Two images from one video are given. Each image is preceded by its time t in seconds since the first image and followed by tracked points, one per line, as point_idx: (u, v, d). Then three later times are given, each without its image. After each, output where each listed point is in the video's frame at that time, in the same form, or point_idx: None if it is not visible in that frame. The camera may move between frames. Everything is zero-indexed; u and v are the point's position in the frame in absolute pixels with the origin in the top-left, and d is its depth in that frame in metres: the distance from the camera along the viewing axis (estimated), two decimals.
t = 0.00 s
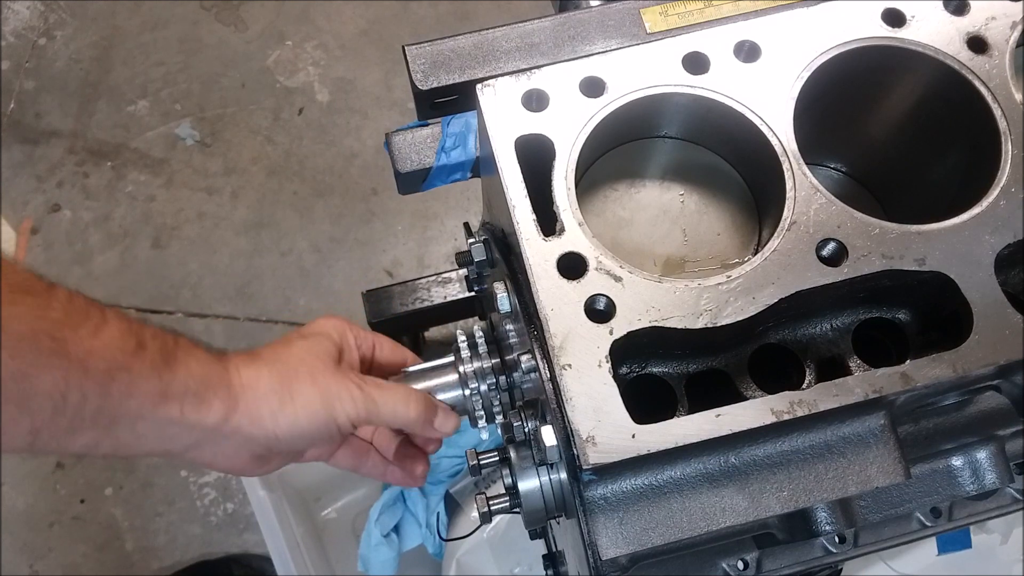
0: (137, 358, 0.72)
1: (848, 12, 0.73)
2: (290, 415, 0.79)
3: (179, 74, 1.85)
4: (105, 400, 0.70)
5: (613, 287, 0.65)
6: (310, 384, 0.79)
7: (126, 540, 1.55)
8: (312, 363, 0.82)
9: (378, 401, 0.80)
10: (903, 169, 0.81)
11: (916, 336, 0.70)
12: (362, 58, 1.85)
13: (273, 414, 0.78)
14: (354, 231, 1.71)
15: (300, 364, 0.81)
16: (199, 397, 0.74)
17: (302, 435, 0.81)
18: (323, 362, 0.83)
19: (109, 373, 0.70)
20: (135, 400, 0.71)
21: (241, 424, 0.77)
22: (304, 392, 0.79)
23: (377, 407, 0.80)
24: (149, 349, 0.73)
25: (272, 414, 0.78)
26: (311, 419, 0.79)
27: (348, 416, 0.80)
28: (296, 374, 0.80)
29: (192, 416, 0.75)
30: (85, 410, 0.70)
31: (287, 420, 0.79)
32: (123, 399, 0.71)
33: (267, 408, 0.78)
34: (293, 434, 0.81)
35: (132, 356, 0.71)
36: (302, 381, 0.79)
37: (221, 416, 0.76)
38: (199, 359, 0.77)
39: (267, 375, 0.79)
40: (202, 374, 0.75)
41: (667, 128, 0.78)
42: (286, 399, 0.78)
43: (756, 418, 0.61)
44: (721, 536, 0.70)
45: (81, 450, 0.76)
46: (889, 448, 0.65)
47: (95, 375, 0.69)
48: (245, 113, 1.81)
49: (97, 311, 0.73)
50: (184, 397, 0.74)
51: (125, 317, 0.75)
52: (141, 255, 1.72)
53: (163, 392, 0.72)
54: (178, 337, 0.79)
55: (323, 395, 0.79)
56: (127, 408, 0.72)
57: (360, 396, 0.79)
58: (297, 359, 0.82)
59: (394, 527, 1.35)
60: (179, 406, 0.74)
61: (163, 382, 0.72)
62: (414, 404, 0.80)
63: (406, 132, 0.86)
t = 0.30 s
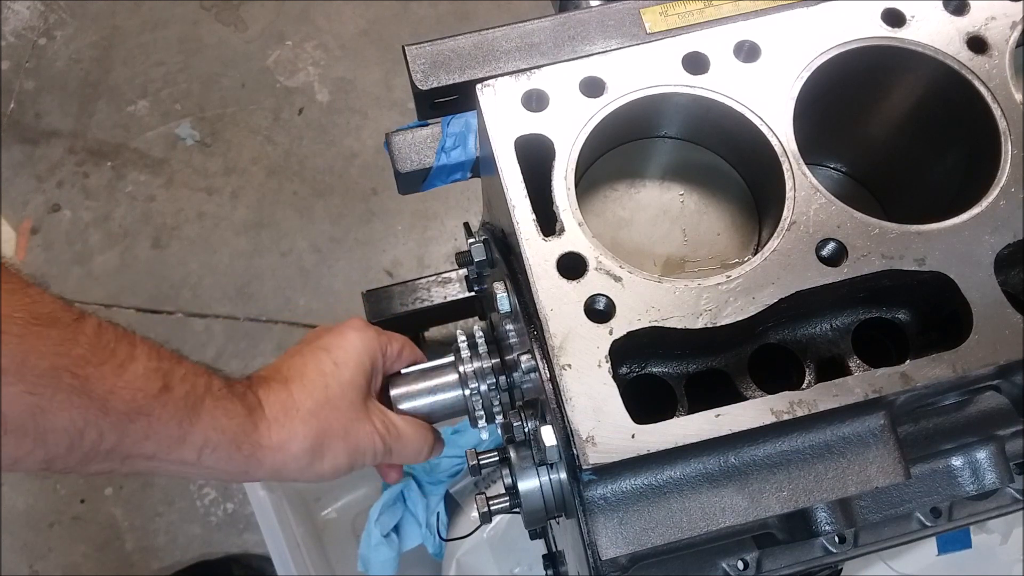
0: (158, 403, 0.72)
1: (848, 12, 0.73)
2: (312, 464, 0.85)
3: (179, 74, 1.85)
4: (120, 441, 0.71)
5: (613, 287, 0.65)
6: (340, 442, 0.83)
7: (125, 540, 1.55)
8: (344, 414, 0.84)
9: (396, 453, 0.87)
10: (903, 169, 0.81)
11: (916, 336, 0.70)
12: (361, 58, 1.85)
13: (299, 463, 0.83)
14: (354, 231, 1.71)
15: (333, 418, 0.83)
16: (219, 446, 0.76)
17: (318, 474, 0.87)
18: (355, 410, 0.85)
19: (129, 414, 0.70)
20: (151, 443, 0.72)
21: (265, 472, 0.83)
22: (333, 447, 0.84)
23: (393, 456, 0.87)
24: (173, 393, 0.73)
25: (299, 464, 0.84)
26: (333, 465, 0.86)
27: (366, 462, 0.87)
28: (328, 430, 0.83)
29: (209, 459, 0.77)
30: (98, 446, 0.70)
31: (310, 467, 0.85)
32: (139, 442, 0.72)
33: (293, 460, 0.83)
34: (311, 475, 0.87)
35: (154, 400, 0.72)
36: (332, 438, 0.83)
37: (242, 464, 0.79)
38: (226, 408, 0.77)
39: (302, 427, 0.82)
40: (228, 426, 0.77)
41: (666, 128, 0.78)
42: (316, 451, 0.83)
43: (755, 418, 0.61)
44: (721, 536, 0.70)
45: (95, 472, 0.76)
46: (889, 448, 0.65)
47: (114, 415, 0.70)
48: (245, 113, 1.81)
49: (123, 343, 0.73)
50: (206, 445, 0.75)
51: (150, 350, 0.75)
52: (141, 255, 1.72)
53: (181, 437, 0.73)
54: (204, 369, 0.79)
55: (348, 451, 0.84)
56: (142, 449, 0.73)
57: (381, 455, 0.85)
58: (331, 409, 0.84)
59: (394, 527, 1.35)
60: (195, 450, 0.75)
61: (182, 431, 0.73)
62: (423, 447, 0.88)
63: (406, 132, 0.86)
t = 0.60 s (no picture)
0: (119, 355, 0.72)
1: (849, 12, 0.73)
2: (269, 433, 0.85)
3: (179, 74, 1.85)
4: (78, 393, 0.71)
5: (613, 287, 0.65)
6: (303, 414, 0.85)
7: (125, 540, 1.55)
8: (311, 390, 0.87)
9: (356, 438, 0.90)
10: (903, 169, 0.81)
11: (916, 336, 0.70)
12: (361, 58, 1.85)
13: (259, 430, 0.84)
14: (354, 231, 1.71)
15: (300, 389, 0.86)
16: (182, 400, 0.77)
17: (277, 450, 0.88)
18: (322, 388, 0.89)
19: (89, 365, 0.70)
20: (109, 394, 0.72)
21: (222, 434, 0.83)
22: (295, 416, 0.85)
23: (352, 440, 0.90)
24: (134, 347, 0.73)
25: (258, 429, 0.84)
26: (290, 439, 0.86)
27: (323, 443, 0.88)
28: (294, 399, 0.85)
29: (170, 415, 0.77)
30: (42, 396, 0.70)
31: (266, 436, 0.85)
32: (96, 394, 0.72)
33: (252, 425, 0.83)
34: (269, 447, 0.87)
35: (114, 352, 0.72)
36: (295, 407, 0.85)
37: (203, 420, 0.80)
38: (189, 362, 0.78)
39: (264, 389, 0.83)
40: (190, 380, 0.77)
41: (667, 128, 0.78)
42: (278, 419, 0.84)
43: (755, 418, 0.61)
44: (722, 536, 0.70)
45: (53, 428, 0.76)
46: (889, 448, 0.65)
47: (69, 366, 0.70)
48: (245, 113, 1.81)
49: (81, 300, 0.73)
50: (165, 398, 0.75)
51: (110, 306, 0.75)
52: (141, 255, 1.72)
53: (141, 389, 0.73)
54: (167, 326, 0.80)
55: (308, 425, 0.86)
56: (101, 401, 0.73)
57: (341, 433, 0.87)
58: (298, 382, 0.87)
59: (394, 527, 1.35)
60: (155, 404, 0.75)
61: (142, 383, 0.73)
62: (384, 441, 0.92)
63: (406, 132, 0.86)
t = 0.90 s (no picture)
0: None
1: (848, 12, 0.73)
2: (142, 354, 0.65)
3: (179, 74, 1.85)
4: None
5: (613, 287, 0.65)
6: (179, 336, 0.66)
7: (126, 540, 1.55)
8: (186, 314, 0.68)
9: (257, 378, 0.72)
10: (904, 169, 0.81)
11: (916, 336, 0.70)
12: (361, 58, 1.85)
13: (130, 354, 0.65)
14: (353, 231, 1.71)
15: (175, 315, 0.67)
16: (52, 316, 0.61)
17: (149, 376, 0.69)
18: (199, 317, 0.69)
19: None
20: None
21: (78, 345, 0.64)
22: (171, 342, 0.66)
23: (238, 371, 0.70)
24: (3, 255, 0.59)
25: (129, 355, 0.65)
26: (166, 368, 0.67)
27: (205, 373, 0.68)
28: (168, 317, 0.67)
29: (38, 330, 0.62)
30: None
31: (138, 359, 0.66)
32: None
33: (124, 342, 0.64)
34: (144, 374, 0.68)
35: None
36: (173, 329, 0.66)
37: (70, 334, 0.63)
38: (55, 270, 0.62)
39: (137, 309, 0.65)
40: (61, 294, 0.61)
41: (667, 127, 0.78)
42: (151, 342, 0.65)
43: (755, 418, 0.61)
44: (721, 536, 0.70)
45: None
46: (889, 448, 0.65)
47: None
48: (245, 113, 1.81)
49: None
50: (32, 313, 0.60)
51: None
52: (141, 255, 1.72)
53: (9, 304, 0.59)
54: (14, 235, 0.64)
55: (186, 349, 0.66)
56: None
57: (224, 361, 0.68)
58: (176, 303, 0.69)
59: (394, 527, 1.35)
60: (27, 320, 0.61)
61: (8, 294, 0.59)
62: (276, 381, 0.73)
63: (406, 132, 0.86)
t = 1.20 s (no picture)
0: None
1: (848, 12, 0.73)
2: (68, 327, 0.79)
3: (179, 74, 1.85)
4: None
5: (613, 287, 0.65)
6: (100, 310, 0.80)
7: (126, 540, 1.55)
8: (103, 292, 0.82)
9: (168, 329, 0.88)
10: (904, 169, 0.81)
11: (916, 336, 0.70)
12: (361, 58, 1.85)
13: (58, 328, 0.78)
14: (353, 231, 1.71)
15: (93, 291, 0.81)
16: None
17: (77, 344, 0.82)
18: (116, 290, 0.84)
19: None
20: None
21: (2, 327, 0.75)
22: (98, 314, 0.80)
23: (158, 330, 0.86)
24: None
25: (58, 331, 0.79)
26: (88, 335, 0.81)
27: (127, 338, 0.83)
28: (87, 295, 0.80)
29: None
30: None
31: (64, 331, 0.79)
32: None
33: (47, 317, 0.77)
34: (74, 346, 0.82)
35: None
36: (94, 305, 0.80)
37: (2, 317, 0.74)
38: None
39: (58, 288, 0.78)
40: None
41: (666, 127, 0.78)
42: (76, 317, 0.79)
43: (756, 418, 0.61)
44: (722, 536, 0.70)
45: None
46: (888, 448, 0.65)
47: None
48: (245, 113, 1.81)
49: None
50: None
51: None
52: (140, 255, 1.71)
53: None
54: None
55: (109, 318, 0.81)
56: None
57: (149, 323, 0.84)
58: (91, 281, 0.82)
59: (394, 527, 1.35)
60: None
61: None
62: (199, 327, 0.92)
63: (406, 132, 0.86)
